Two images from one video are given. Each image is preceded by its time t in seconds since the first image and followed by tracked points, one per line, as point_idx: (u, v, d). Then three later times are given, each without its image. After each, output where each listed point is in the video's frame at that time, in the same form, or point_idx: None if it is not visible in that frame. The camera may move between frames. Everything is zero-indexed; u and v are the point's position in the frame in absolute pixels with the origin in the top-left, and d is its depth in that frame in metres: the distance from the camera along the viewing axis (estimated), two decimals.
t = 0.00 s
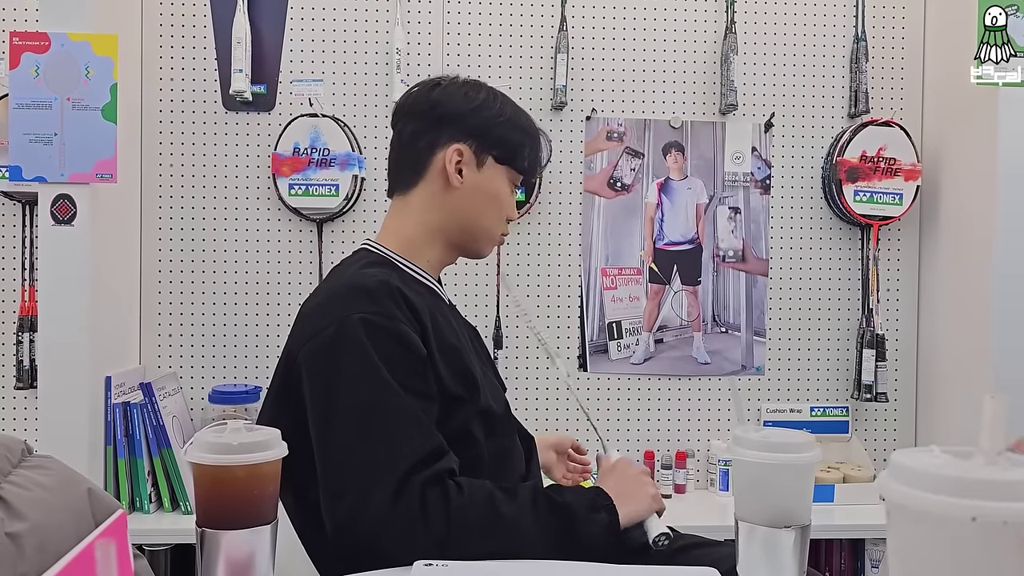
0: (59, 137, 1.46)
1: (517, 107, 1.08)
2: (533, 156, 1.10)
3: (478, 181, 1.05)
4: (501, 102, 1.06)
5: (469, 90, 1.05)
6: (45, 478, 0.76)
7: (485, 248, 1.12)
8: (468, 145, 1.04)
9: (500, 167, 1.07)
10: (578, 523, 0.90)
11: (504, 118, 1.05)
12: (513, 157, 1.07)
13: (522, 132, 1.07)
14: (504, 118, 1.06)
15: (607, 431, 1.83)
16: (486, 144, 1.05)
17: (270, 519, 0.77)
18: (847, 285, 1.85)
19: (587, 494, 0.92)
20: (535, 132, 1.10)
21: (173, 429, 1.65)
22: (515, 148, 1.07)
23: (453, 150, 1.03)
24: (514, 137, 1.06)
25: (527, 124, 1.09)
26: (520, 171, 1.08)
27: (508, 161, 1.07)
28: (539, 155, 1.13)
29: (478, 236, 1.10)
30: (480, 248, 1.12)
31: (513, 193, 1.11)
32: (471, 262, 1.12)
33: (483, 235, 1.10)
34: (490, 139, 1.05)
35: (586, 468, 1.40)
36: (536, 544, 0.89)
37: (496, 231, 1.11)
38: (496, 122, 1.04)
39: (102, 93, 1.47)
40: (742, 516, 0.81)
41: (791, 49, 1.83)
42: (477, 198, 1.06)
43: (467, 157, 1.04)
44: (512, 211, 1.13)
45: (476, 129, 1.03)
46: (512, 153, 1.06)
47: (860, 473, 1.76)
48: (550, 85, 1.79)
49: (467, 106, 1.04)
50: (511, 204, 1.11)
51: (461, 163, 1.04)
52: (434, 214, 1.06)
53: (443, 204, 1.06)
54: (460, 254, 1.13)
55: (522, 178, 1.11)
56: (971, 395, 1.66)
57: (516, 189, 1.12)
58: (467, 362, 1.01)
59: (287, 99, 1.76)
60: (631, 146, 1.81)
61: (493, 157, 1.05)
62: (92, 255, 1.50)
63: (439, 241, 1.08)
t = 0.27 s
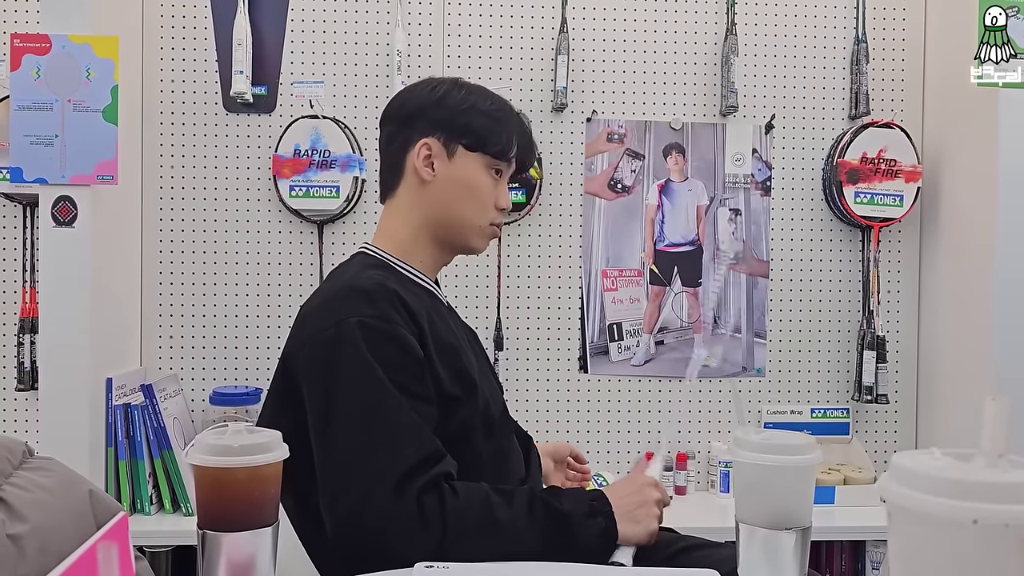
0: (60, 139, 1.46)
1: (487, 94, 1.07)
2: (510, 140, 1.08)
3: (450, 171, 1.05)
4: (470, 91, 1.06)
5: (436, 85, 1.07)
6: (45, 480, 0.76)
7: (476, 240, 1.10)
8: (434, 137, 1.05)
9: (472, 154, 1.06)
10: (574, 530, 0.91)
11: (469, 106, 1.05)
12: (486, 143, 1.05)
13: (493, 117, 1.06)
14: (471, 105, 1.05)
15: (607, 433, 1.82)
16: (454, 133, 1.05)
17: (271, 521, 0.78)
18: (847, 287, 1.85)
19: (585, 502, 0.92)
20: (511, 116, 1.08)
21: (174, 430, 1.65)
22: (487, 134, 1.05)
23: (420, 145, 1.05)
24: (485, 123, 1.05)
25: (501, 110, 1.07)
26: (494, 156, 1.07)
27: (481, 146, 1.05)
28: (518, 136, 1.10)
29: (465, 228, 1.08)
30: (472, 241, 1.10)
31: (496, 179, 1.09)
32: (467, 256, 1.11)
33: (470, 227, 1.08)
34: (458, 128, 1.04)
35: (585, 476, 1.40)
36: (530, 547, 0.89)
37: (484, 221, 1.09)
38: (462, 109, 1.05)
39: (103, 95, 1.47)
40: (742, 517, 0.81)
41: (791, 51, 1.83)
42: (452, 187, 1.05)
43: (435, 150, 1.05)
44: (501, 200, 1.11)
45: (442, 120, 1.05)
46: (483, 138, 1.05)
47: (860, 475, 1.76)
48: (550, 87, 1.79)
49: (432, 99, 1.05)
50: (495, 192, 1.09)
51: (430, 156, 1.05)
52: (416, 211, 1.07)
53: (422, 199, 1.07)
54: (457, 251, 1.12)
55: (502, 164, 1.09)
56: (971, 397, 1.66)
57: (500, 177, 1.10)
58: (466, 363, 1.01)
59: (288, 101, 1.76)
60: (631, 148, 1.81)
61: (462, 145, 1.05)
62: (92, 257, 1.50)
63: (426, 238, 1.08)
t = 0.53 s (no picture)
0: (61, 141, 1.46)
1: (467, 90, 1.07)
2: (491, 133, 1.06)
3: (431, 168, 1.05)
4: (449, 88, 1.07)
5: (417, 87, 1.08)
6: (45, 482, 0.76)
7: (463, 236, 1.08)
8: (414, 137, 1.06)
9: (452, 149, 1.05)
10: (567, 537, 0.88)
11: (446, 102, 1.05)
12: (464, 137, 1.04)
13: (472, 112, 1.05)
14: (449, 101, 1.05)
15: (607, 434, 1.82)
16: (433, 131, 1.05)
17: (272, 524, 0.78)
18: (847, 288, 1.85)
19: (582, 517, 0.90)
20: (491, 110, 1.07)
21: (174, 432, 1.65)
22: (465, 128, 1.04)
23: (401, 146, 1.06)
24: (463, 118, 1.05)
25: (481, 104, 1.07)
26: (474, 150, 1.05)
27: (461, 140, 1.05)
28: (501, 126, 1.08)
29: (452, 225, 1.07)
30: (461, 237, 1.08)
31: (480, 174, 1.07)
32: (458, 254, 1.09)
33: (457, 224, 1.07)
34: (436, 124, 1.04)
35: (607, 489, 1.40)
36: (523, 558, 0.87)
37: (471, 216, 1.07)
38: (440, 106, 1.05)
39: (104, 98, 1.47)
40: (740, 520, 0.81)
41: (792, 53, 1.83)
42: (434, 184, 1.05)
43: (416, 150, 1.05)
44: (488, 194, 1.09)
45: (422, 119, 1.05)
46: (462, 133, 1.04)
47: (861, 477, 1.74)
48: (551, 88, 1.80)
49: (411, 99, 1.07)
50: (481, 187, 1.08)
51: (411, 155, 1.05)
52: (404, 211, 1.07)
53: (408, 199, 1.07)
54: (452, 250, 1.10)
55: (485, 157, 1.07)
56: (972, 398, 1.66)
57: (485, 171, 1.08)
58: (460, 365, 1.02)
59: (289, 102, 1.76)
60: (632, 150, 1.81)
61: (441, 141, 1.05)
62: (93, 259, 1.50)
63: (416, 238, 1.07)
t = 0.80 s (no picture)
0: (62, 141, 1.46)
1: (462, 88, 1.08)
2: (488, 129, 1.07)
3: (429, 166, 1.05)
4: (445, 87, 1.08)
5: (413, 88, 1.09)
6: (46, 482, 0.76)
7: (464, 234, 1.08)
8: (412, 137, 1.07)
9: (449, 147, 1.05)
10: (554, 538, 0.88)
11: (441, 100, 1.06)
12: (461, 134, 1.05)
13: (467, 108, 1.06)
14: (444, 99, 1.06)
15: (607, 435, 1.82)
16: (430, 130, 1.06)
17: (273, 525, 0.78)
18: (847, 289, 1.85)
19: (567, 513, 0.91)
20: (487, 106, 1.08)
21: (174, 433, 1.65)
22: (461, 126, 1.05)
23: (399, 146, 1.06)
24: (459, 115, 1.05)
25: (476, 100, 1.07)
26: (471, 146, 1.06)
27: (457, 137, 1.05)
28: (498, 122, 1.09)
29: (453, 223, 1.07)
30: (462, 235, 1.08)
31: (478, 170, 1.08)
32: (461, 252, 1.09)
33: (458, 221, 1.07)
34: (432, 122, 1.06)
35: (623, 489, 1.36)
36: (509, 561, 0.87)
37: (471, 214, 1.07)
38: (434, 104, 1.06)
39: (105, 98, 1.47)
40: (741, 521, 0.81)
41: (793, 54, 1.83)
42: (433, 183, 1.05)
43: (414, 150, 1.06)
44: (489, 191, 1.09)
45: (418, 118, 1.06)
46: (459, 130, 1.05)
47: (861, 477, 1.76)
48: (551, 89, 1.80)
49: (408, 100, 1.08)
50: (480, 184, 1.08)
51: (409, 155, 1.06)
52: (405, 211, 1.07)
53: (408, 199, 1.07)
54: (455, 249, 1.10)
55: (484, 154, 1.07)
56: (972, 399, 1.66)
57: (484, 168, 1.08)
58: (458, 368, 1.01)
59: (289, 103, 1.76)
60: (632, 150, 1.81)
61: (438, 140, 1.05)
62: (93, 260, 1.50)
63: (418, 238, 1.07)
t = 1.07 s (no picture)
0: (62, 144, 1.46)
1: (460, 89, 1.08)
2: (487, 131, 1.06)
3: (429, 168, 1.05)
4: (443, 88, 1.08)
5: (412, 90, 1.09)
6: (46, 485, 0.76)
7: (465, 236, 1.07)
8: (411, 139, 1.07)
9: (449, 149, 1.05)
10: (559, 539, 0.89)
11: (439, 102, 1.06)
12: (460, 136, 1.05)
13: (466, 110, 1.06)
14: (442, 101, 1.06)
15: (607, 437, 1.82)
16: (429, 132, 1.06)
17: (272, 528, 0.78)
18: (847, 291, 1.85)
19: (575, 520, 0.91)
20: (486, 107, 1.08)
21: (174, 435, 1.65)
22: (460, 128, 1.05)
23: (399, 149, 1.07)
24: (457, 117, 1.05)
25: (475, 102, 1.07)
26: (471, 148, 1.06)
27: (456, 139, 1.05)
28: (497, 123, 1.09)
29: (453, 226, 1.06)
30: (463, 237, 1.08)
31: (479, 172, 1.07)
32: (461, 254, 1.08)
33: (458, 224, 1.07)
34: (430, 124, 1.06)
35: (624, 499, 1.36)
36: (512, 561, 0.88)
37: (471, 216, 1.07)
38: (432, 106, 1.06)
39: (104, 101, 1.47)
40: (740, 522, 0.81)
41: (792, 56, 1.84)
42: (433, 185, 1.05)
43: (413, 152, 1.06)
44: (489, 192, 1.08)
45: (416, 121, 1.06)
46: (458, 132, 1.05)
47: (861, 478, 1.75)
48: (551, 91, 1.80)
49: (406, 102, 1.08)
50: (480, 185, 1.07)
51: (409, 158, 1.06)
52: (405, 214, 1.07)
53: (408, 201, 1.07)
54: (456, 252, 1.10)
55: (483, 155, 1.07)
56: (971, 400, 1.66)
57: (484, 170, 1.08)
58: (458, 371, 1.01)
59: (289, 105, 1.76)
60: (632, 153, 1.81)
61: (437, 142, 1.05)
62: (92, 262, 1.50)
63: (418, 240, 1.07)
